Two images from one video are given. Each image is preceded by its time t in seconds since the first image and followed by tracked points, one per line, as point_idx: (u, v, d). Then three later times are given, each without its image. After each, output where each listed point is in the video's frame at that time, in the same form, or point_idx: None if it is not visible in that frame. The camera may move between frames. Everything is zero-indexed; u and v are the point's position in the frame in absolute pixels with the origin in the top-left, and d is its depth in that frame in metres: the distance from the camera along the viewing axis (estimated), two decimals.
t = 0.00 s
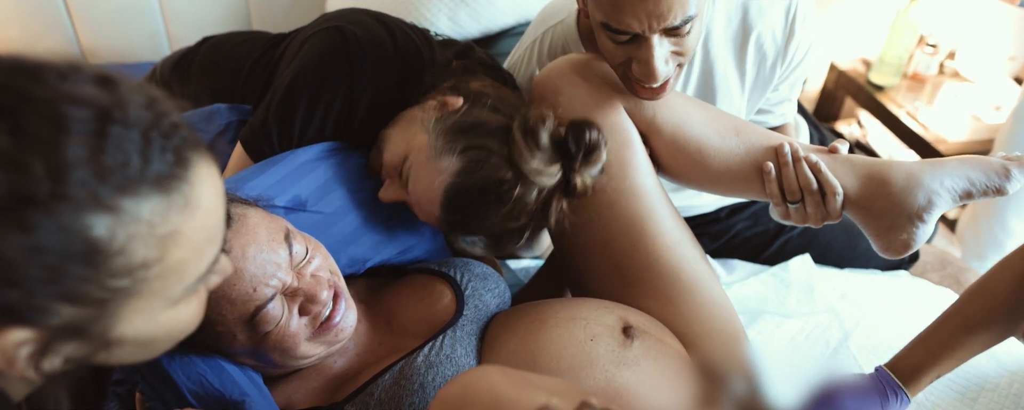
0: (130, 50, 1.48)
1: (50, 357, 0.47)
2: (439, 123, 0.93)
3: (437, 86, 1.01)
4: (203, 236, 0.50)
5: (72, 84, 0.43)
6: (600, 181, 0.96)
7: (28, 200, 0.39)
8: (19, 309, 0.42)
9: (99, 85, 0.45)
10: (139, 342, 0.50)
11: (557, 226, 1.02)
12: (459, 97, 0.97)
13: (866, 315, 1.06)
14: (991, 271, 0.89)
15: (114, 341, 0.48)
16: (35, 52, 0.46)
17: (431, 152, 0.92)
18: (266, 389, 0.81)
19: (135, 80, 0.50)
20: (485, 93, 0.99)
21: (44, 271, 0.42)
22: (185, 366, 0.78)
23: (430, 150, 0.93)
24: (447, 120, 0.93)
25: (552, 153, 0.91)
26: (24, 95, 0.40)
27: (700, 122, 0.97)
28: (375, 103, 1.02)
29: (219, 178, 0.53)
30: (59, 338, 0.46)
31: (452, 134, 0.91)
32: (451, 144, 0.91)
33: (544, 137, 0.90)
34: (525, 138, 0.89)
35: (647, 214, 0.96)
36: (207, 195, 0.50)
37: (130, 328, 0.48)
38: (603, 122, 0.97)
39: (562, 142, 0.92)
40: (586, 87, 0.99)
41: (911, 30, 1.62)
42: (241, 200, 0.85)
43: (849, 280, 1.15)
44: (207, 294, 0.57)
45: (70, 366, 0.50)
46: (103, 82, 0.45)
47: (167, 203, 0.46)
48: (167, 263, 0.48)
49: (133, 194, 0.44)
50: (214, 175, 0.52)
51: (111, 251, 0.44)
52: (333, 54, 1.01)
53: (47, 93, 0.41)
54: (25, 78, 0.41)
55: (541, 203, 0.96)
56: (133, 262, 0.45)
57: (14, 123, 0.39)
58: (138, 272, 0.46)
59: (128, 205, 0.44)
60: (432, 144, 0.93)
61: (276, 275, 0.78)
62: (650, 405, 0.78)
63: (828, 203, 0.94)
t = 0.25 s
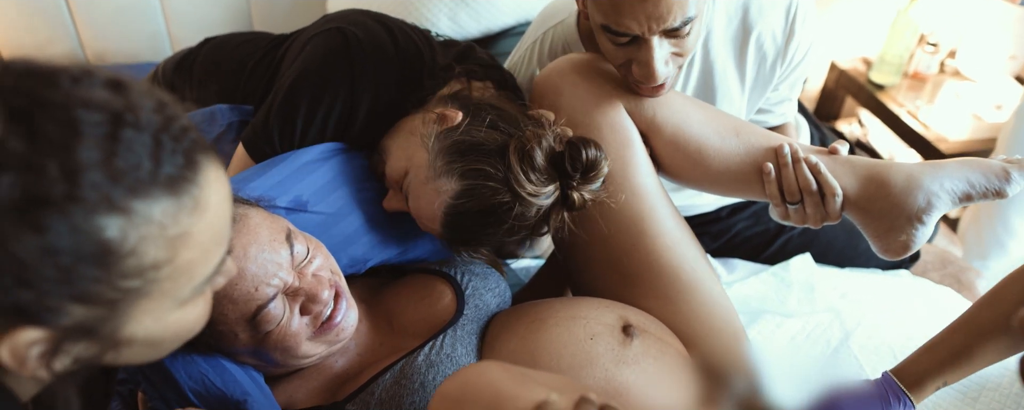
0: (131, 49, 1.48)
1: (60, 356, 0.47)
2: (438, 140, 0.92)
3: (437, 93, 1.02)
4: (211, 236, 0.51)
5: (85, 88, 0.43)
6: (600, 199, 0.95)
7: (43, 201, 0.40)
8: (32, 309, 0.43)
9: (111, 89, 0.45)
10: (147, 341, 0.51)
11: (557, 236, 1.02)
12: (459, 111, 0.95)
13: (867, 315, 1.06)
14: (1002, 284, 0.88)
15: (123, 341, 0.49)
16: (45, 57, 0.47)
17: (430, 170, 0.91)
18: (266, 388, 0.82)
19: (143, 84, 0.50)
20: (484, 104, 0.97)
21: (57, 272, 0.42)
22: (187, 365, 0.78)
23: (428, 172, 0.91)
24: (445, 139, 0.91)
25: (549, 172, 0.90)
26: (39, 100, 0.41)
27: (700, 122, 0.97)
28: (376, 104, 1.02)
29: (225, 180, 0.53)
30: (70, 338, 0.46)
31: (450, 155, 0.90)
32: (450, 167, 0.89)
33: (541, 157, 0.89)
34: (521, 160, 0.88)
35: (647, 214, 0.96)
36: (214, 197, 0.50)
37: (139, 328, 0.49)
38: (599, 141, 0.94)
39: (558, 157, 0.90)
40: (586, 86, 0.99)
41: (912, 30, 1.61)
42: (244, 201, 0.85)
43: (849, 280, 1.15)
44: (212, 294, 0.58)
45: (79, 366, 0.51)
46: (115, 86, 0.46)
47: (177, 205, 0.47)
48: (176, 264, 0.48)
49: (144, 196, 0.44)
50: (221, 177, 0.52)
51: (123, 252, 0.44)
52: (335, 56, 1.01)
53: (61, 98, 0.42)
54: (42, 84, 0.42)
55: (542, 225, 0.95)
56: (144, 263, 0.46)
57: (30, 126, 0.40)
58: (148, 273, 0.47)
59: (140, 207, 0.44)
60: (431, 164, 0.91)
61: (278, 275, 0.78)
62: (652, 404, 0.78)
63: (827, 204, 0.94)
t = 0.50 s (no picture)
0: (132, 49, 1.48)
1: (66, 355, 0.48)
2: (438, 140, 0.92)
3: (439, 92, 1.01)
4: (216, 236, 0.51)
5: (94, 89, 0.44)
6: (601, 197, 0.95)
7: (53, 201, 0.40)
8: (41, 308, 0.44)
9: (119, 90, 0.46)
10: (151, 340, 0.51)
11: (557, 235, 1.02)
12: (459, 110, 0.95)
13: (867, 315, 1.06)
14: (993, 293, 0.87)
15: (128, 340, 0.50)
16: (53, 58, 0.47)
17: (430, 169, 0.91)
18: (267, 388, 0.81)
19: (150, 85, 0.51)
20: (483, 103, 0.97)
21: (65, 271, 0.43)
22: (188, 365, 0.78)
23: (428, 171, 0.91)
24: (445, 139, 0.91)
25: (549, 171, 0.90)
26: (49, 100, 0.41)
27: (700, 122, 0.97)
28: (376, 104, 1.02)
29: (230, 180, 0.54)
30: (76, 337, 0.47)
31: (450, 154, 0.90)
32: (450, 166, 0.90)
33: (541, 156, 0.89)
34: (521, 158, 0.88)
35: (646, 214, 0.96)
36: (220, 197, 0.51)
37: (144, 327, 0.50)
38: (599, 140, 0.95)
39: (558, 156, 0.90)
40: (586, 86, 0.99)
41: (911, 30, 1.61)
42: (245, 200, 0.85)
43: (849, 280, 1.15)
44: (215, 294, 0.58)
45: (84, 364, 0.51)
46: (123, 87, 0.46)
47: (183, 205, 0.47)
48: (182, 264, 0.49)
49: (152, 196, 0.45)
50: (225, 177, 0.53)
51: (130, 251, 0.45)
52: (336, 55, 1.01)
53: (70, 99, 0.42)
54: (51, 84, 0.43)
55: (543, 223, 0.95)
56: (151, 263, 0.47)
57: (40, 126, 0.40)
58: (155, 272, 0.47)
59: (147, 207, 0.45)
60: (431, 163, 0.91)
61: (279, 276, 0.78)
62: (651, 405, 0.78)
63: (827, 204, 0.94)
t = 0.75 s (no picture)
0: (131, 49, 1.48)
1: (70, 355, 0.48)
2: (438, 140, 0.92)
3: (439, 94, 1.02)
4: (220, 237, 0.51)
5: (100, 92, 0.44)
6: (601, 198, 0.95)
7: (61, 202, 0.40)
8: (46, 308, 0.44)
9: (125, 92, 0.46)
10: (154, 341, 0.51)
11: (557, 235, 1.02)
12: (459, 111, 0.95)
13: (865, 316, 1.06)
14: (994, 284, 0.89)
15: (131, 340, 0.50)
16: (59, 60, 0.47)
17: (430, 170, 0.91)
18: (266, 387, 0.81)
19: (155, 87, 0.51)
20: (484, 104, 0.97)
21: (71, 272, 0.43)
22: (186, 365, 0.78)
23: (427, 171, 0.91)
24: (445, 140, 0.91)
25: (549, 172, 0.90)
26: (56, 103, 0.42)
27: (699, 123, 0.97)
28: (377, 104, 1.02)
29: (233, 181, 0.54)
30: (80, 338, 0.47)
31: (450, 155, 0.90)
32: (450, 167, 0.90)
33: (540, 158, 0.89)
34: (521, 160, 0.88)
35: (645, 215, 0.96)
36: (223, 198, 0.51)
37: (147, 327, 0.50)
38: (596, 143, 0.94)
39: (557, 158, 0.90)
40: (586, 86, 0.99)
41: (911, 30, 1.61)
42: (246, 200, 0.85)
43: (848, 281, 1.15)
44: (217, 295, 0.58)
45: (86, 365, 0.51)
46: (129, 89, 0.46)
47: (189, 206, 0.47)
48: (186, 265, 0.49)
49: (157, 197, 0.45)
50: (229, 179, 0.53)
51: (136, 252, 0.45)
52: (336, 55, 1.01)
53: (77, 101, 0.42)
54: (58, 86, 0.43)
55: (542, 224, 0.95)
56: (156, 263, 0.47)
57: (48, 129, 0.40)
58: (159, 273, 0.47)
59: (153, 208, 0.45)
60: (430, 164, 0.92)
61: (278, 276, 0.78)
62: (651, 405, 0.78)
63: (826, 206, 0.94)
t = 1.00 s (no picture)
0: (130, 48, 1.47)
1: (78, 350, 0.48)
2: (438, 140, 0.92)
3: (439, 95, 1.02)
4: (228, 232, 0.52)
5: (113, 89, 0.44)
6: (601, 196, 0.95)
7: (77, 197, 0.41)
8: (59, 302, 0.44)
9: (137, 90, 0.46)
10: (161, 336, 0.52)
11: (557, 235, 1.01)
12: (460, 111, 0.95)
13: (866, 317, 1.06)
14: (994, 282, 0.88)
15: (140, 335, 0.50)
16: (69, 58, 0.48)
17: (431, 170, 0.91)
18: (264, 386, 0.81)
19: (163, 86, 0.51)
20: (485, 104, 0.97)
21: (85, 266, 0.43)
22: (186, 363, 0.78)
23: (427, 171, 0.91)
24: (446, 139, 0.91)
25: (549, 172, 0.90)
26: (71, 99, 0.42)
27: (700, 123, 0.97)
28: (377, 103, 1.02)
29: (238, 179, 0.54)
30: (90, 332, 0.47)
31: (450, 155, 0.90)
32: (450, 166, 0.90)
33: (541, 158, 0.89)
34: (521, 159, 0.88)
35: (645, 214, 0.96)
36: (231, 195, 0.52)
37: (155, 322, 0.50)
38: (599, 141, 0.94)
39: (558, 157, 0.90)
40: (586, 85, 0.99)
41: (911, 30, 1.61)
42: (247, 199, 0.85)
43: (849, 282, 1.15)
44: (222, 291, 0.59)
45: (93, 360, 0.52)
46: (140, 88, 0.47)
47: (199, 202, 0.48)
48: (196, 260, 0.50)
49: (169, 192, 0.45)
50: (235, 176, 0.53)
51: (149, 246, 0.46)
52: (337, 54, 1.01)
53: (91, 97, 0.43)
54: (72, 83, 0.43)
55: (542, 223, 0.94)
56: (167, 258, 0.47)
57: (64, 125, 0.41)
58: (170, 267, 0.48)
59: (165, 203, 0.45)
60: (430, 163, 0.91)
61: (278, 275, 0.78)
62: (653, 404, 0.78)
63: (827, 207, 0.93)
